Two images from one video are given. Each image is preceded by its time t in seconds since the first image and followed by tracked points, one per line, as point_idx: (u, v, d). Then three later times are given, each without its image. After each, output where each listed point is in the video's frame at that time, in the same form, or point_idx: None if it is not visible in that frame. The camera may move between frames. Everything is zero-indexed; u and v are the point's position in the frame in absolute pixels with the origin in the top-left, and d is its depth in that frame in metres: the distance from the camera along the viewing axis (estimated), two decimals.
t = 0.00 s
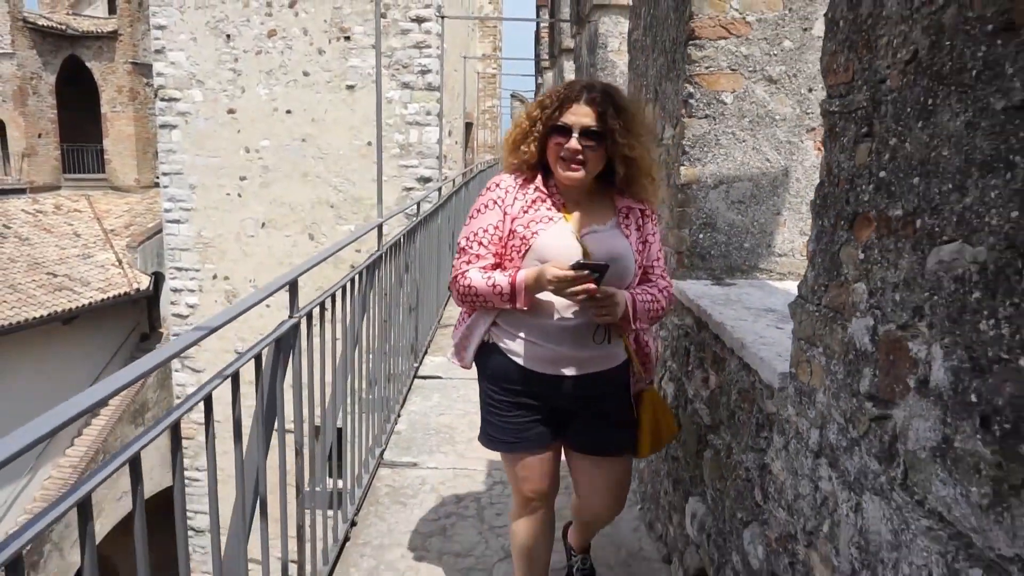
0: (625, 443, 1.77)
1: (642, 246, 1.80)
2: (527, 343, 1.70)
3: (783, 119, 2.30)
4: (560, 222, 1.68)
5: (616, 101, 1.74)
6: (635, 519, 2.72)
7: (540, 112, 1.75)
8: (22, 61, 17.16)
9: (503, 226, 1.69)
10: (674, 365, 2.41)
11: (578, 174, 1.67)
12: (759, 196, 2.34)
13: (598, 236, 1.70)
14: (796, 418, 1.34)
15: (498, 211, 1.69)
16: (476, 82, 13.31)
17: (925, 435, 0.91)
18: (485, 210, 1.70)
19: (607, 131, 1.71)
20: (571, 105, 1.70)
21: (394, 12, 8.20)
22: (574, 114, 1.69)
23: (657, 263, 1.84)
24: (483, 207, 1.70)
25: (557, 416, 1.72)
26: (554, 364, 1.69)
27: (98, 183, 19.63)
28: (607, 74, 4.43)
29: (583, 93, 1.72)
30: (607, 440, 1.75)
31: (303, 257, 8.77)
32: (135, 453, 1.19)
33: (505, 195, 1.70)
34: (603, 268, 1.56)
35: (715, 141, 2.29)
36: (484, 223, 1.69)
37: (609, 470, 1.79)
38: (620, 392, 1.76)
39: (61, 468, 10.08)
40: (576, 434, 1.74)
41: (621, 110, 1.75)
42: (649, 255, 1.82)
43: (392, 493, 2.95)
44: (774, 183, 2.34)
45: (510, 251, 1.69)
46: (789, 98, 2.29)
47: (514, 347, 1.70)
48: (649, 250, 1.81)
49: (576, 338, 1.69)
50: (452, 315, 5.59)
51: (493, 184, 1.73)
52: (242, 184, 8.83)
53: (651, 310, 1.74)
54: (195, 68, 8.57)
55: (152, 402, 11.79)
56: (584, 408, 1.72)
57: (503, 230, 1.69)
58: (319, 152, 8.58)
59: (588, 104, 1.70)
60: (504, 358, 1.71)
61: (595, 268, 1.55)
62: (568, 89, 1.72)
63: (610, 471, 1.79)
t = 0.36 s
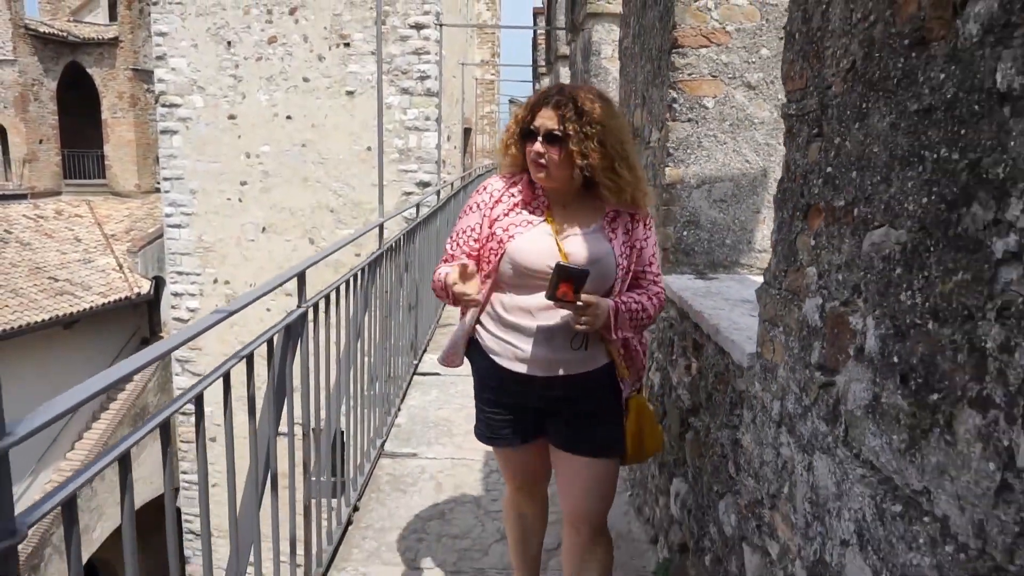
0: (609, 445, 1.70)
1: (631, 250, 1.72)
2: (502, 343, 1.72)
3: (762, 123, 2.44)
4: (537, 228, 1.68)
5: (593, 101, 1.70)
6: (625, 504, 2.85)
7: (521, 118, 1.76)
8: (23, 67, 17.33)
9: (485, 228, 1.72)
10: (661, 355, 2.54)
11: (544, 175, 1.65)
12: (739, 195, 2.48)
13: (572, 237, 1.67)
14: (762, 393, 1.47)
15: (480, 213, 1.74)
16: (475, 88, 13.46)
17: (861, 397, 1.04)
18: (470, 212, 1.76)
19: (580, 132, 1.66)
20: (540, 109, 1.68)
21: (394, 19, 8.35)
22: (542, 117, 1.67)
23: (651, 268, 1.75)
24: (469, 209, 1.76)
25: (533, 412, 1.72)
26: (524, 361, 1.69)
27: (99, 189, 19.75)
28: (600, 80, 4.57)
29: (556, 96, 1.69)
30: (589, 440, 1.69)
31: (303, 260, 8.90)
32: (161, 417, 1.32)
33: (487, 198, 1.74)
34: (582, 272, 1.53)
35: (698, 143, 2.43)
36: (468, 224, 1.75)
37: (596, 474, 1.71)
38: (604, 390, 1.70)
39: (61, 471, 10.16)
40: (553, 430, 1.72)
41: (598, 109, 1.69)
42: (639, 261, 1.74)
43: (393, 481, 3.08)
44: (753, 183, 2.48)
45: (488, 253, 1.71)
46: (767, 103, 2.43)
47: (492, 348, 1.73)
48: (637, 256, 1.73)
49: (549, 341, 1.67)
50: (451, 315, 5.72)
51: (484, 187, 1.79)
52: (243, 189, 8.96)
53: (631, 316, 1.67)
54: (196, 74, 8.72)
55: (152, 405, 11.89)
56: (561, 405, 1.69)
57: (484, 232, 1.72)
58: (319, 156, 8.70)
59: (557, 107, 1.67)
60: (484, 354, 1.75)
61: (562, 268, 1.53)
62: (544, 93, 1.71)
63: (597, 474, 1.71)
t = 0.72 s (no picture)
0: (620, 454, 1.67)
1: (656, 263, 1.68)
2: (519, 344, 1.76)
3: (759, 127, 2.58)
4: (561, 232, 1.70)
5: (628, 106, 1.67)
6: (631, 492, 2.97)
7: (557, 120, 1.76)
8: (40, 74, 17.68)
9: (514, 228, 1.76)
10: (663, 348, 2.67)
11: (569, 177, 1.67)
12: (737, 196, 2.63)
13: (592, 243, 1.66)
14: (751, 375, 1.60)
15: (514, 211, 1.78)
16: (484, 92, 13.61)
17: (831, 371, 1.17)
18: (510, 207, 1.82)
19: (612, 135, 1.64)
20: (572, 109, 1.68)
21: (404, 24, 8.51)
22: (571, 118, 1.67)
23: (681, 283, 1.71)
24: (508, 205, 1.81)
25: (544, 418, 1.74)
26: (535, 366, 1.72)
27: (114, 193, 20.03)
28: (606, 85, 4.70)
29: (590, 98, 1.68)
30: (595, 447, 1.67)
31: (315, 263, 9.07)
32: (211, 395, 1.47)
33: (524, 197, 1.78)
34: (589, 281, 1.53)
35: (698, 146, 2.57)
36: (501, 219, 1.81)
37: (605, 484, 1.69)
38: (616, 398, 1.69)
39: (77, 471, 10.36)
40: (564, 438, 1.73)
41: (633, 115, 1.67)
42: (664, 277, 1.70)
43: (408, 470, 3.23)
44: (751, 184, 2.62)
45: (512, 249, 1.76)
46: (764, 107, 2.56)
47: (512, 347, 1.79)
48: (661, 271, 1.69)
49: (560, 348, 1.68)
50: (462, 314, 5.86)
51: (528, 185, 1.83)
52: (256, 192, 9.15)
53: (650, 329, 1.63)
54: (211, 80, 8.93)
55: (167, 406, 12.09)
56: (573, 412, 1.69)
57: (513, 230, 1.77)
58: (331, 160, 8.87)
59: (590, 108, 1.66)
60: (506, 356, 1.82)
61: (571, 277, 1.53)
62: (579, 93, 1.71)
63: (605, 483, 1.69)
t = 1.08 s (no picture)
0: (652, 450, 1.78)
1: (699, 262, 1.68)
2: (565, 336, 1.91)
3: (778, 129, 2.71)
4: (610, 228, 1.82)
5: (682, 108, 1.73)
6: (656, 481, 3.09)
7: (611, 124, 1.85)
8: (79, 80, 18.44)
9: (568, 222, 1.91)
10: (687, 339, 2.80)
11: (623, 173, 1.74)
12: (758, 195, 2.78)
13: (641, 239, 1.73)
14: (768, 360, 1.72)
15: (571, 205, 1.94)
16: (511, 95, 13.78)
17: (838, 353, 1.28)
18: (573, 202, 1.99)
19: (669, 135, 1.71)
20: (630, 104, 1.74)
21: (432, 28, 8.69)
22: (629, 115, 1.74)
23: (728, 285, 1.66)
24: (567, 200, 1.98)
25: (582, 413, 1.85)
26: (577, 360, 1.85)
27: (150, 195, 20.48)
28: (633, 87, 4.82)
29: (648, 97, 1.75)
30: (629, 444, 1.78)
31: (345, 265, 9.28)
32: (276, 370, 1.63)
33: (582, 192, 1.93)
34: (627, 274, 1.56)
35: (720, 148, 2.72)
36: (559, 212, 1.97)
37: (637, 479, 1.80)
38: (651, 398, 1.79)
39: (115, 467, 10.67)
40: (599, 432, 1.84)
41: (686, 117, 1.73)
42: (710, 277, 1.67)
43: (442, 458, 3.38)
44: (772, 183, 2.77)
45: (564, 241, 1.93)
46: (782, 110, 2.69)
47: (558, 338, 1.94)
48: (706, 271, 1.66)
49: (596, 343, 1.81)
50: (490, 312, 6.02)
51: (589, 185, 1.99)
52: (287, 195, 9.37)
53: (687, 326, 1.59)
54: (243, 85, 9.19)
55: (201, 404, 12.41)
56: (607, 407, 1.81)
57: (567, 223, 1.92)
58: (360, 163, 9.07)
59: (648, 106, 1.73)
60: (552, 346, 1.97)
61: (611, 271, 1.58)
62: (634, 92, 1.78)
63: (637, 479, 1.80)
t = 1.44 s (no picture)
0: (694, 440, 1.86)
1: (751, 251, 1.79)
2: (619, 330, 1.91)
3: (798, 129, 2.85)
4: (664, 226, 1.84)
5: (739, 116, 1.83)
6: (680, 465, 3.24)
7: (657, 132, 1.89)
8: (113, 85, 18.77)
9: (612, 222, 1.91)
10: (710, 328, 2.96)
11: (694, 180, 1.79)
12: (779, 192, 2.93)
13: (707, 239, 1.79)
14: (786, 343, 1.87)
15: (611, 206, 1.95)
16: (534, 96, 13.91)
17: (848, 330, 1.43)
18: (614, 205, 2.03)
19: (728, 143, 1.82)
20: (691, 119, 1.82)
21: (458, 31, 8.86)
22: (694, 127, 1.81)
23: (769, 271, 1.82)
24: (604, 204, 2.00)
25: (630, 402, 1.90)
26: (636, 352, 1.86)
27: (180, 196, 20.88)
28: (657, 90, 4.95)
29: (703, 103, 1.83)
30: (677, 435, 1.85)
31: (372, 264, 9.49)
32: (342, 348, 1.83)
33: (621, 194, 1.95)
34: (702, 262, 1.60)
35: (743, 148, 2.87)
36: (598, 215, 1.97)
37: (681, 465, 1.89)
38: (698, 388, 1.85)
39: (147, 462, 10.96)
40: (650, 420, 1.90)
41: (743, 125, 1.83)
42: (757, 264, 1.81)
43: (476, 442, 3.56)
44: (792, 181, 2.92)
45: (613, 242, 1.89)
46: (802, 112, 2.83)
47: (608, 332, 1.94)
48: (758, 260, 1.80)
49: (660, 333, 1.84)
50: (517, 308, 6.19)
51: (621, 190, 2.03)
52: (314, 196, 9.58)
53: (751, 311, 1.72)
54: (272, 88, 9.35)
55: (230, 400, 12.72)
56: (661, 396, 1.86)
57: (610, 224, 1.91)
58: (386, 164, 9.28)
59: (709, 117, 1.82)
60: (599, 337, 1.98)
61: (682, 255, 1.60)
62: (689, 101, 1.85)
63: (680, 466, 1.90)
